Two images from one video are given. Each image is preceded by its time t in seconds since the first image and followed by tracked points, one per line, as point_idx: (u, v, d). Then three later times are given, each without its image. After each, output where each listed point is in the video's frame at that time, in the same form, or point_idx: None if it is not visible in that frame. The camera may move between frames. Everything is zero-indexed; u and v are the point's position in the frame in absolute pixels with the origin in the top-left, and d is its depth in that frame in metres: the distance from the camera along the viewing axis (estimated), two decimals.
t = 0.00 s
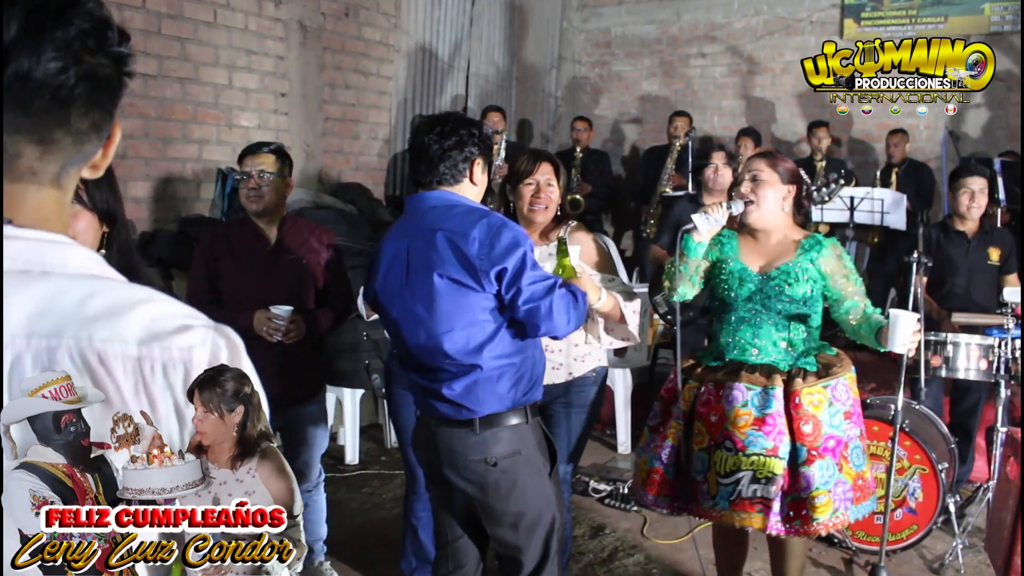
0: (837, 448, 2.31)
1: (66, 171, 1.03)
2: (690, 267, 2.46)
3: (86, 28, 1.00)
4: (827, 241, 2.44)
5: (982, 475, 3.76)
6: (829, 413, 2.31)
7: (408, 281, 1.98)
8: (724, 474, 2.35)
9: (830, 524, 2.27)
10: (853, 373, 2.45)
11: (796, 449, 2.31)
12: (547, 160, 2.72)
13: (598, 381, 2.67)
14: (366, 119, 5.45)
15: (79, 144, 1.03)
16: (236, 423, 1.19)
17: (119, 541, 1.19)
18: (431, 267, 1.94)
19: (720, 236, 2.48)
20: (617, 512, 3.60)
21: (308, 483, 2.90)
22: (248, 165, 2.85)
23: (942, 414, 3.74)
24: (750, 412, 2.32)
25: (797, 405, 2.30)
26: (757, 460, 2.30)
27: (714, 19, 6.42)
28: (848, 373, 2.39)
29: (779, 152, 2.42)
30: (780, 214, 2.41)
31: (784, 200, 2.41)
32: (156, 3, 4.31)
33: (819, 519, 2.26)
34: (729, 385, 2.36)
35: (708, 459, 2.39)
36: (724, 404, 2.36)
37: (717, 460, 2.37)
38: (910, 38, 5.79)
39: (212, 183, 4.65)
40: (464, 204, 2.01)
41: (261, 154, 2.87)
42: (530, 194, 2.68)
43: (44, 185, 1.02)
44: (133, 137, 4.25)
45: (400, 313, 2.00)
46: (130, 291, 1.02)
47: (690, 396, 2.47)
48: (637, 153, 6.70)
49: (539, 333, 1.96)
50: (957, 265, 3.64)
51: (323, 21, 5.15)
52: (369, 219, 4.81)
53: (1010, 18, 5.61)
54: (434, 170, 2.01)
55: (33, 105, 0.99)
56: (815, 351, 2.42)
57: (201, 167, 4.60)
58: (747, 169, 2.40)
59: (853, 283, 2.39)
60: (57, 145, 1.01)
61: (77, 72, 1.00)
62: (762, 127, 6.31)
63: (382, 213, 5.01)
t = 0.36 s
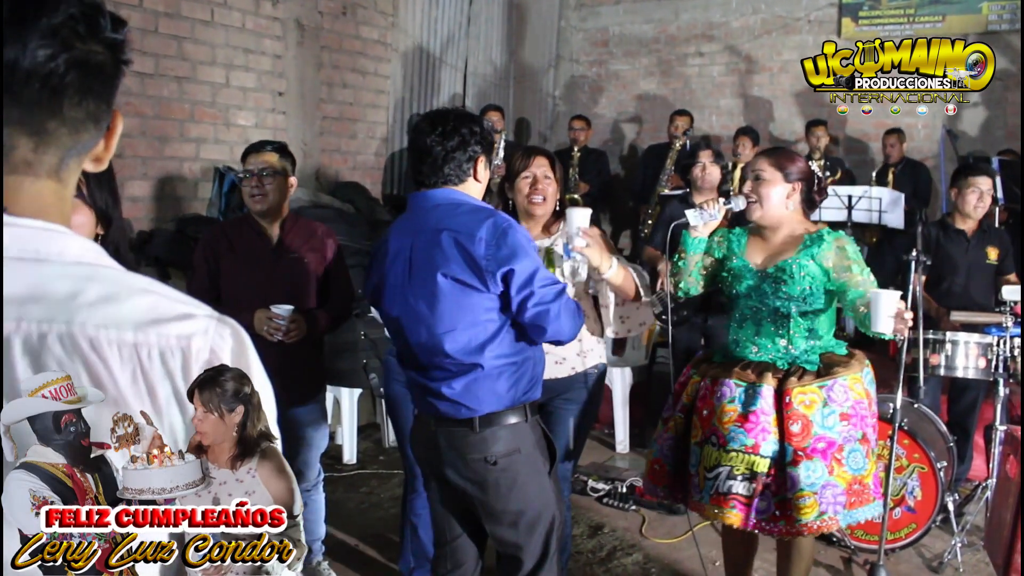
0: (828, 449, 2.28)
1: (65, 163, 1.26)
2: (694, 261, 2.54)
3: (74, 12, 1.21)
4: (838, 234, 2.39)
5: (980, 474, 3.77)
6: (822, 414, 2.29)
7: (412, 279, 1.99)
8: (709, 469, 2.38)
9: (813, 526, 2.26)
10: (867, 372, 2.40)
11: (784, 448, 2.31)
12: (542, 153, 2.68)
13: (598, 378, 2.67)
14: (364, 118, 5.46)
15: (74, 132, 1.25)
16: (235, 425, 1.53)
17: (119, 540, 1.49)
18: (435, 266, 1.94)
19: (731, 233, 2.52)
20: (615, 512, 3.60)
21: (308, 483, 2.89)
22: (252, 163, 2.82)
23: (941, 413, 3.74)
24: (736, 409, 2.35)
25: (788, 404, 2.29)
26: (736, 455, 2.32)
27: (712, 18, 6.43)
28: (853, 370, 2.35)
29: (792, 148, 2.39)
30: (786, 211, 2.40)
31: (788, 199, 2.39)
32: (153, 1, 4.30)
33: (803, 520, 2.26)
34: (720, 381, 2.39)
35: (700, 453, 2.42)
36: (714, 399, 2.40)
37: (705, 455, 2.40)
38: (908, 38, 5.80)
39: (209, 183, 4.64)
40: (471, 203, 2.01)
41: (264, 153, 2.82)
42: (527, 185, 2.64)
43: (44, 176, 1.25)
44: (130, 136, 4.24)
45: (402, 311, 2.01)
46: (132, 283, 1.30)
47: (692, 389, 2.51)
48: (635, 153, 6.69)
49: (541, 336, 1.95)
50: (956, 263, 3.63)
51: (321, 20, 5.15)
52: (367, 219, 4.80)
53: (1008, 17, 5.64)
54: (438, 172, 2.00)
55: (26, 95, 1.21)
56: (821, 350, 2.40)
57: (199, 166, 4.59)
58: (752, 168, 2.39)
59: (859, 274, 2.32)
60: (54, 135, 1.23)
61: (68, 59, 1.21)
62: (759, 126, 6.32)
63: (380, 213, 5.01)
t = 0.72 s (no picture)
0: (815, 451, 2.27)
1: (34, 159, 1.10)
2: (686, 270, 2.59)
3: None
4: (825, 235, 2.37)
5: (971, 472, 3.78)
6: (807, 415, 2.29)
7: (410, 281, 1.96)
8: (699, 474, 2.42)
9: (801, 527, 2.28)
10: (863, 371, 2.38)
11: (771, 451, 2.33)
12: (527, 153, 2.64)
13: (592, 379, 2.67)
14: (355, 117, 5.45)
15: (38, 122, 1.09)
16: (234, 425, 1.42)
17: (119, 540, 1.34)
18: (438, 268, 1.93)
19: (724, 240, 2.55)
20: (607, 511, 3.60)
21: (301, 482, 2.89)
22: (247, 161, 2.81)
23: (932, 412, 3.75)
24: (721, 413, 2.39)
25: (773, 406, 2.31)
26: (721, 459, 2.36)
27: (704, 17, 6.42)
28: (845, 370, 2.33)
29: (779, 152, 2.41)
30: (774, 214, 2.41)
31: (775, 200, 2.39)
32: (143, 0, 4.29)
33: (791, 522, 2.29)
34: (709, 387, 2.45)
35: (693, 458, 2.46)
36: (704, 404, 2.44)
37: (697, 460, 2.44)
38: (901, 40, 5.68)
39: (201, 182, 4.63)
40: (466, 203, 2.01)
41: (260, 153, 2.82)
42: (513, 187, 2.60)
43: (12, 173, 1.08)
44: (121, 135, 4.21)
45: (398, 312, 1.99)
46: (105, 282, 1.16)
47: (689, 396, 2.55)
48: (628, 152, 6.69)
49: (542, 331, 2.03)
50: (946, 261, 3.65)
51: (312, 19, 5.14)
52: (359, 218, 4.80)
53: (998, 17, 5.65)
54: (435, 171, 1.99)
55: None
56: (813, 352, 2.39)
57: (190, 166, 4.57)
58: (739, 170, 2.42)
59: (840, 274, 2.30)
60: (16, 125, 1.07)
61: (24, 44, 1.07)
62: (751, 126, 6.33)
63: (371, 212, 5.00)
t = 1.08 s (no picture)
0: (787, 452, 2.28)
1: None
2: (670, 272, 2.55)
3: None
4: (805, 236, 2.37)
5: (959, 473, 3.78)
6: (781, 417, 2.29)
7: (399, 289, 1.92)
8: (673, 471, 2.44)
9: (770, 528, 2.29)
10: (843, 373, 2.37)
11: (743, 451, 2.34)
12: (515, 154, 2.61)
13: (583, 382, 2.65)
14: (343, 118, 5.43)
15: None
16: (234, 426, 2.37)
17: (119, 540, 1.93)
18: (426, 277, 1.88)
19: (709, 241, 2.55)
20: (595, 514, 3.59)
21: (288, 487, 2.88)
22: (238, 167, 2.79)
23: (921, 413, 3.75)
24: (696, 412, 2.42)
25: (748, 407, 2.32)
26: (693, 457, 2.39)
27: (694, 17, 6.41)
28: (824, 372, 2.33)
29: (761, 153, 2.42)
30: (755, 217, 2.41)
31: (758, 201, 2.40)
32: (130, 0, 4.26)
33: (759, 523, 2.30)
34: (686, 387, 2.46)
35: (670, 457, 2.48)
36: (681, 403, 2.46)
37: (673, 458, 2.46)
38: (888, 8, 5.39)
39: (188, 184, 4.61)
40: (455, 210, 1.96)
41: (254, 159, 2.79)
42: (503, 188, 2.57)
43: None
44: (106, 137, 4.21)
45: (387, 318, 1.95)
46: (58, 308, 1.62)
47: (671, 397, 2.56)
48: (618, 153, 6.69)
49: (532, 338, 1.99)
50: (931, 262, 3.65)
51: (300, 20, 5.12)
52: (347, 219, 4.80)
53: (986, 18, 5.65)
54: (421, 175, 1.94)
55: None
56: (791, 353, 2.37)
57: (176, 167, 4.54)
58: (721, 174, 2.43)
59: (817, 274, 2.30)
60: None
61: None
62: (741, 126, 6.33)
63: (358, 214, 4.99)
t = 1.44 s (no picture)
0: (751, 482, 2.26)
1: None
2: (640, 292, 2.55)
3: None
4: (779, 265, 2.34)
5: (939, 488, 3.78)
6: (747, 446, 2.28)
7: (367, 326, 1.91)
8: (637, 495, 2.41)
9: (733, 557, 2.27)
10: (807, 403, 2.36)
11: (708, 479, 2.32)
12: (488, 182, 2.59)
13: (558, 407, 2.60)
14: (326, 130, 5.40)
15: None
16: (233, 426, 2.48)
17: (117, 541, 2.24)
18: (393, 316, 1.88)
19: (682, 263, 2.54)
20: (576, 533, 3.58)
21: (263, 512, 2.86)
22: (214, 196, 2.78)
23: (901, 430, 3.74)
24: (662, 438, 2.37)
25: (713, 435, 2.30)
26: (658, 484, 2.35)
27: (677, 25, 6.40)
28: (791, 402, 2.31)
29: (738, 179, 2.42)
30: (731, 243, 2.40)
31: (734, 229, 2.39)
32: (107, 14, 4.23)
33: (723, 551, 2.28)
34: (651, 412, 2.42)
35: (632, 482, 2.45)
36: (647, 428, 2.42)
37: (636, 483, 2.43)
38: None
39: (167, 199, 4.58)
40: (427, 246, 1.94)
41: (230, 185, 2.77)
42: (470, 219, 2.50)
43: None
44: (84, 153, 4.19)
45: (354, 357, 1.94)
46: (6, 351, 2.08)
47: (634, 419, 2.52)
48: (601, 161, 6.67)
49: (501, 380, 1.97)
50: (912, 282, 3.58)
51: (281, 31, 5.09)
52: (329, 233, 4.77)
53: (969, 26, 5.66)
54: (389, 212, 1.93)
55: None
56: (757, 381, 2.36)
57: (155, 182, 4.53)
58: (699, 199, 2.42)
59: (789, 303, 2.28)
60: None
61: None
62: (725, 135, 6.32)
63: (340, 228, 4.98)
